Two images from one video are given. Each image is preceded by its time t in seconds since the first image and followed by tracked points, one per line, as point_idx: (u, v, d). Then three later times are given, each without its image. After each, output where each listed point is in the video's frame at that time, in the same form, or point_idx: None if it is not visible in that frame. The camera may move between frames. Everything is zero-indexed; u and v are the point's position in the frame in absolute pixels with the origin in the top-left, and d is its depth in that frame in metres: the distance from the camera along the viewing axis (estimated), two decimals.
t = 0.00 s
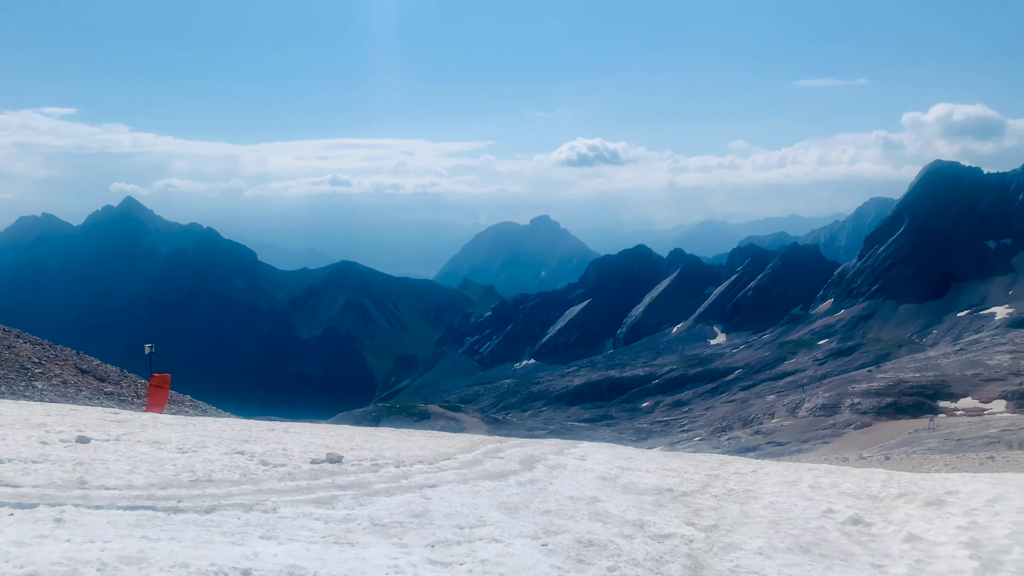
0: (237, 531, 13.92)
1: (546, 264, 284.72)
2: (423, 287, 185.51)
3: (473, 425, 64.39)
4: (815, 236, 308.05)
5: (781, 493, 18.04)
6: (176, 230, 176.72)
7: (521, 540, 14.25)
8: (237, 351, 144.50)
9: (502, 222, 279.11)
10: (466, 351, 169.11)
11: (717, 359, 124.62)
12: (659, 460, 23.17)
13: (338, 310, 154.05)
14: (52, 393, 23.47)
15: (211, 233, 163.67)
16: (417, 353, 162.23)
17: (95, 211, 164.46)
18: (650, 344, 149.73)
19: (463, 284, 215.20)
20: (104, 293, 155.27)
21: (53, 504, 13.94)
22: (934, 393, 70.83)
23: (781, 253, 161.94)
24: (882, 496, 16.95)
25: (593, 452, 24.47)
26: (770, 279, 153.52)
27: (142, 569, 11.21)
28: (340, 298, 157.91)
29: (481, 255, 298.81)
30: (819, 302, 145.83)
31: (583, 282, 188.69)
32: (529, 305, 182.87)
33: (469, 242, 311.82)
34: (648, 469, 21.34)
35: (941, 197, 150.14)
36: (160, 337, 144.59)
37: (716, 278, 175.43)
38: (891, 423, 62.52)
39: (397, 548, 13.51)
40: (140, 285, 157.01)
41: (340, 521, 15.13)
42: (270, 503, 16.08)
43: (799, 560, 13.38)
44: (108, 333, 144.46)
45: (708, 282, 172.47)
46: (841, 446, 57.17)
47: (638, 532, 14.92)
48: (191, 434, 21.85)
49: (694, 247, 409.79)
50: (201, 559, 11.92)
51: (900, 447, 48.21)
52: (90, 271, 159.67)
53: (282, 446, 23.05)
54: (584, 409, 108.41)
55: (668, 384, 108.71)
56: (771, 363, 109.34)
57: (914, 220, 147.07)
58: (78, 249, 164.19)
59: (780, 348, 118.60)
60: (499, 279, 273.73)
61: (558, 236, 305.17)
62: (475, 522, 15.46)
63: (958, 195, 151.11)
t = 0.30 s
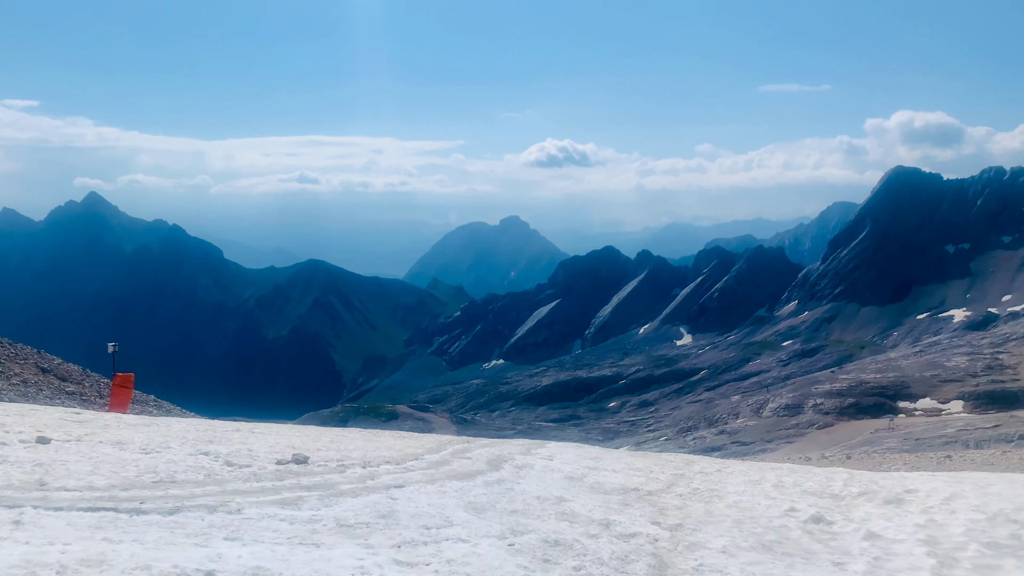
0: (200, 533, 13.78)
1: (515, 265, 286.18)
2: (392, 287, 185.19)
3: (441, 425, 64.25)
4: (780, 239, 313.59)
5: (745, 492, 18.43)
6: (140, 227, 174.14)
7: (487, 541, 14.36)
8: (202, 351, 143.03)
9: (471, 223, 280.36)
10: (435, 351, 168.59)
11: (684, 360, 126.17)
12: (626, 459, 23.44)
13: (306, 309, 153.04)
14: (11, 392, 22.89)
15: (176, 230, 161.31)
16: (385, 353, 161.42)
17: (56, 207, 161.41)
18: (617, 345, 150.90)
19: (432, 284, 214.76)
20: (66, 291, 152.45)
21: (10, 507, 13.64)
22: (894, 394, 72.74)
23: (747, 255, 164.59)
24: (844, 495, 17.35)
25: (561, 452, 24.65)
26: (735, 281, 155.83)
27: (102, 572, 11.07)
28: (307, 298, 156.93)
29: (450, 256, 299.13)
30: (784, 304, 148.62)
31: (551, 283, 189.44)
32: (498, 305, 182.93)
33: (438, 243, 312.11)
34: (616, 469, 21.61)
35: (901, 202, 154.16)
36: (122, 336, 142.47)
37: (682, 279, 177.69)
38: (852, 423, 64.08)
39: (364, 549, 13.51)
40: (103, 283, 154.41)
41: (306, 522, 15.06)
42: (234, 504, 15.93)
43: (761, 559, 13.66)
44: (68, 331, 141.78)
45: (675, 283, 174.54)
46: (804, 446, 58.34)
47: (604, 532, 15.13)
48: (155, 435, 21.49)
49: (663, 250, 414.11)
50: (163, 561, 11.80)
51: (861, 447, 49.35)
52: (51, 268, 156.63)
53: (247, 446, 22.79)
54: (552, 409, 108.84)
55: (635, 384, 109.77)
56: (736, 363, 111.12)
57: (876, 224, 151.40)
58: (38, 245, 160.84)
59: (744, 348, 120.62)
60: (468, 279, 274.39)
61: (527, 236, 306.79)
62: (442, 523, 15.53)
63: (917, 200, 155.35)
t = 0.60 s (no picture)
0: (160, 532, 13.72)
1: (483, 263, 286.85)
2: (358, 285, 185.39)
3: (407, 423, 64.15)
4: (743, 239, 318.80)
5: (704, 489, 18.92)
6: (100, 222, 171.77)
7: (451, 538, 14.57)
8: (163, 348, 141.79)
9: (439, 220, 280.53)
10: (402, 349, 167.97)
11: (648, 358, 127.76)
12: (589, 457, 23.84)
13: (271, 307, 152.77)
14: None
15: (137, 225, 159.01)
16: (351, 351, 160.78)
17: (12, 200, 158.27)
18: (583, 343, 152.04)
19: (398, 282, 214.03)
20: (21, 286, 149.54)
21: None
22: (853, 393, 74.65)
23: (711, 255, 167.06)
24: (802, 491, 17.82)
25: (525, 449, 24.96)
26: (699, 281, 158.37)
27: (59, 572, 11.01)
28: (272, 295, 156.69)
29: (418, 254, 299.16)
30: (746, 303, 151.25)
31: (518, 282, 189.98)
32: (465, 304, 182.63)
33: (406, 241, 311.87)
34: (580, 467, 21.93)
35: (862, 204, 158.47)
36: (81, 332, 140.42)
37: (647, 279, 179.87)
38: (811, 421, 65.67)
39: (326, 547, 13.61)
40: (61, 279, 151.91)
41: (268, 521, 15.10)
42: (194, 502, 15.87)
43: (721, 555, 13.97)
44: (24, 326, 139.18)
45: (640, 283, 176.53)
46: (764, 444, 59.54)
47: (567, 529, 15.44)
48: (114, 432, 21.23)
49: (629, 249, 417.72)
50: (122, 561, 11.75)
51: (819, 444, 50.62)
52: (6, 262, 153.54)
53: (209, 444, 22.58)
54: (518, 407, 109.15)
55: (600, 382, 110.77)
56: (699, 362, 113.03)
57: (836, 226, 155.29)
58: None
59: (707, 347, 122.63)
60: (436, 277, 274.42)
61: (495, 234, 307.48)
62: (406, 521, 15.66)
63: (876, 203, 159.62)
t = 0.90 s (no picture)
0: (118, 531, 13.63)
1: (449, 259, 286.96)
2: (323, 280, 185.97)
3: (370, 420, 63.85)
4: (704, 238, 324.39)
5: (665, 484, 19.39)
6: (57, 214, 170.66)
7: (415, 535, 14.74)
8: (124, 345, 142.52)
9: (404, 216, 280.10)
10: (367, 346, 167.31)
11: (611, 355, 129.29)
12: (553, 453, 24.17)
13: (234, 304, 154.01)
14: None
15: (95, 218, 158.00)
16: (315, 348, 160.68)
17: None
18: (548, 340, 152.91)
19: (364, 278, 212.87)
20: None
21: None
22: (810, 389, 76.57)
23: (674, 253, 169.49)
24: (761, 486, 18.26)
25: (489, 446, 25.17)
26: (662, 278, 160.60)
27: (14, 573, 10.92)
28: (234, 291, 157.75)
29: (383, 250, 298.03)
30: (708, 301, 153.71)
31: (484, 278, 190.16)
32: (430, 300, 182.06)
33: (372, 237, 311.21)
34: (543, 462, 22.26)
35: (821, 204, 162.71)
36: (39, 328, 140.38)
37: (611, 276, 181.74)
38: (769, 416, 67.26)
39: (288, 545, 13.67)
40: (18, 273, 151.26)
41: (229, 519, 15.07)
42: (154, 501, 15.77)
43: (681, 549, 14.26)
44: None
45: (604, 280, 178.27)
46: (725, 439, 60.77)
47: (530, 525, 15.74)
48: (70, 430, 20.87)
49: (594, 247, 421.08)
50: (78, 561, 11.68)
51: (778, 440, 51.90)
52: None
53: (169, 442, 22.32)
54: (483, 403, 109.41)
55: (564, 379, 111.59)
56: (661, 358, 114.80)
57: (796, 225, 159.08)
58: None
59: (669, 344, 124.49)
60: (401, 273, 273.76)
61: (460, 232, 307.83)
62: (369, 518, 15.78)
63: (834, 204, 163.98)
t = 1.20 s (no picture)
0: (76, 531, 13.54)
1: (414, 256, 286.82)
2: (286, 278, 188.22)
3: (335, 418, 63.45)
4: (668, 237, 328.31)
5: (627, 479, 19.86)
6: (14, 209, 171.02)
7: (379, 532, 14.93)
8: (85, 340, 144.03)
9: (368, 213, 277.87)
10: (332, 344, 166.83)
11: (576, 351, 130.51)
12: (517, 449, 24.51)
13: (197, 299, 157.01)
14: None
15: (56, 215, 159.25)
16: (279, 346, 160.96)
17: None
18: (514, 337, 153.41)
19: (329, 276, 211.88)
20: None
21: None
22: (771, 385, 78.27)
23: (638, 251, 171.54)
24: (723, 480, 18.62)
25: (454, 443, 25.40)
26: (626, 276, 162.83)
27: None
28: (197, 287, 160.91)
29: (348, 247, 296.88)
30: (671, 298, 155.75)
31: (450, 275, 190.17)
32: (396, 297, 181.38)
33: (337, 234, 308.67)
34: (507, 459, 22.54)
35: (782, 203, 166.44)
36: None
37: (577, 273, 183.43)
38: (731, 412, 68.58)
39: (251, 544, 13.72)
40: None
41: (191, 518, 15.07)
42: (113, 500, 15.66)
43: (644, 543, 14.41)
44: None
45: (569, 277, 179.73)
46: (687, 434, 61.84)
47: (494, 521, 16.03)
48: (26, 429, 20.53)
49: (559, 245, 423.12)
50: (34, 562, 11.63)
51: (739, 435, 53.09)
52: None
53: (128, 441, 22.07)
54: (449, 400, 109.36)
55: (529, 375, 112.13)
56: (625, 355, 116.37)
57: (758, 224, 162.50)
58: None
59: (634, 341, 126.04)
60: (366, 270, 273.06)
61: (426, 229, 307.89)
62: (332, 516, 15.89)
63: (794, 202, 167.71)
